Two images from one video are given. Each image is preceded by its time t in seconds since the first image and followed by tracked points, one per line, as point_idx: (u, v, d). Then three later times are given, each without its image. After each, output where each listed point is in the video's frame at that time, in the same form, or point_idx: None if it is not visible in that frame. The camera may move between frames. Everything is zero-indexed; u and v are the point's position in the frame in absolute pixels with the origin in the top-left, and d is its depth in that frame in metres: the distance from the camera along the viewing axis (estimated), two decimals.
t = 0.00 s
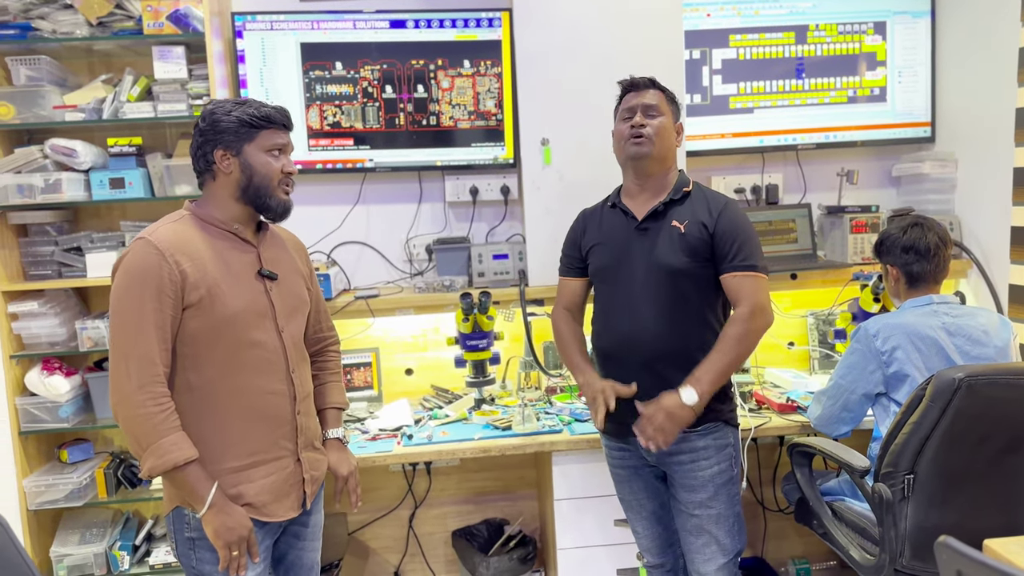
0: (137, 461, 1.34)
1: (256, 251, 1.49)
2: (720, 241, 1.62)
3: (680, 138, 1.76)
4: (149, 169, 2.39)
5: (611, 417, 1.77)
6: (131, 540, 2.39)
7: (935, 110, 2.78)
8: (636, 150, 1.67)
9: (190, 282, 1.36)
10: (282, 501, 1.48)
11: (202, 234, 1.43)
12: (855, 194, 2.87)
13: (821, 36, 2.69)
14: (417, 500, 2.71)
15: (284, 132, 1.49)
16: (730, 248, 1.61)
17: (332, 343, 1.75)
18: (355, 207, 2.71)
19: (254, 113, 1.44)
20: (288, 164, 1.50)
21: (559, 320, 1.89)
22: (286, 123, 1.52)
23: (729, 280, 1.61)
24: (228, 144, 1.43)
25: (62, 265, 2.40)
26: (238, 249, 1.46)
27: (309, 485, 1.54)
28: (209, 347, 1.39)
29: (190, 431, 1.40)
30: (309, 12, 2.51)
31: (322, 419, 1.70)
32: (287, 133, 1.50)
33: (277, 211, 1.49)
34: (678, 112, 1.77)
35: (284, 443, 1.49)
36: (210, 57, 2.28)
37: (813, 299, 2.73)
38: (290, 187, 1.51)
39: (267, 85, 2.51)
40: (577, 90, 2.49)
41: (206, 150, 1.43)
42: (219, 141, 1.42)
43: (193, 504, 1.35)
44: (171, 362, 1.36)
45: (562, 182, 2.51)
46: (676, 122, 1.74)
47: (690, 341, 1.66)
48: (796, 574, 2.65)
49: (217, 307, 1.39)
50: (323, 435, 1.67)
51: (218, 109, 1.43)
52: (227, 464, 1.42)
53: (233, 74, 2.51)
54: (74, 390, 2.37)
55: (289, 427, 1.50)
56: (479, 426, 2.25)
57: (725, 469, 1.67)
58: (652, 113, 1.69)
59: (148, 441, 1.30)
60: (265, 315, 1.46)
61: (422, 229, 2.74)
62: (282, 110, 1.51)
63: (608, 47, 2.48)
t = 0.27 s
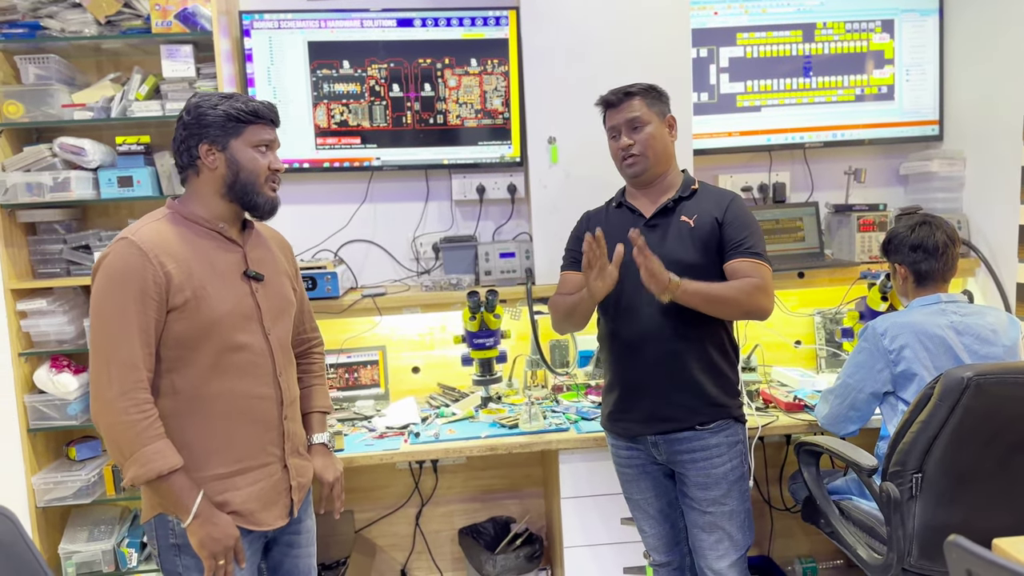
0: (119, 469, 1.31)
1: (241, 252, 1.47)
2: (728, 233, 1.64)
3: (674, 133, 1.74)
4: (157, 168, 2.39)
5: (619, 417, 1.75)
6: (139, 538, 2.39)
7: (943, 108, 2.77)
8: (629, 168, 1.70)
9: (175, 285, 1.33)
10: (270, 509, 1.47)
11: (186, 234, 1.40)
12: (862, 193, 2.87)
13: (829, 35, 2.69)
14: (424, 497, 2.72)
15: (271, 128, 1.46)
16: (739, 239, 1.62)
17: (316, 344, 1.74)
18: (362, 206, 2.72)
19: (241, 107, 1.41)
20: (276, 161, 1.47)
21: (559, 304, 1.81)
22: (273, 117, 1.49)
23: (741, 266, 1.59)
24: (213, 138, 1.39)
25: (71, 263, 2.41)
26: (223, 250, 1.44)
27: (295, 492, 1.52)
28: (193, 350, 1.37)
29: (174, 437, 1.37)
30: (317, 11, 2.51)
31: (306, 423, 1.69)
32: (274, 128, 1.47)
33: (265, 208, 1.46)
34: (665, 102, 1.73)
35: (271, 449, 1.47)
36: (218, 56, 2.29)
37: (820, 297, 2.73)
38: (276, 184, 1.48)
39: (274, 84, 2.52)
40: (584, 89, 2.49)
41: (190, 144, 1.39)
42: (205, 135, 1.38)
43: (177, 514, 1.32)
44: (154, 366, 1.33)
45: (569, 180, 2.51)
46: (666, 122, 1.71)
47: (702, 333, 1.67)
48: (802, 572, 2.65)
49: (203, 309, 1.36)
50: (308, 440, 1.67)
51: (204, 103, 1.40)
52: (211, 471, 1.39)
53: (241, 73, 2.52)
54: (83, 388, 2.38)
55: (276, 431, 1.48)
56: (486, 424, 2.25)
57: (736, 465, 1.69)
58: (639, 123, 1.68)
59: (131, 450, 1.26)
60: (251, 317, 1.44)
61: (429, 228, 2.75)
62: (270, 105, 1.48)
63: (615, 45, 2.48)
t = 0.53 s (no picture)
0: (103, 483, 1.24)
1: (227, 253, 1.40)
2: (735, 234, 1.64)
3: (669, 127, 1.73)
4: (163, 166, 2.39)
5: (625, 416, 1.75)
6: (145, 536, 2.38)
7: (951, 106, 2.75)
8: (625, 166, 1.70)
9: (160, 289, 1.27)
10: (260, 520, 1.40)
11: (171, 235, 1.33)
12: (870, 191, 2.85)
13: (837, 32, 2.67)
14: (429, 495, 2.72)
15: (258, 127, 1.40)
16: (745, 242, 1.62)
17: (299, 350, 1.68)
18: (368, 204, 2.72)
19: (227, 104, 1.35)
20: (262, 161, 1.40)
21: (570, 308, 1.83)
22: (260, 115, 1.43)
23: (749, 276, 1.62)
24: (197, 136, 1.32)
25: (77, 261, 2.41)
26: (208, 252, 1.37)
27: (285, 502, 1.45)
28: (178, 357, 1.30)
29: (160, 448, 1.31)
30: (323, 9, 2.51)
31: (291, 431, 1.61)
32: (261, 127, 1.41)
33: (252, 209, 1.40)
34: (660, 99, 1.72)
35: (260, 458, 1.41)
36: (224, 54, 2.29)
37: (827, 296, 2.72)
38: (262, 185, 1.42)
39: (280, 82, 2.52)
40: (590, 87, 2.48)
41: (172, 143, 1.32)
42: (188, 133, 1.32)
43: (166, 527, 1.25)
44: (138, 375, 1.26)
45: (575, 178, 2.51)
46: (659, 117, 1.70)
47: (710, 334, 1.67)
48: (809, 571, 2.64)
49: (190, 314, 1.29)
50: (296, 448, 1.59)
51: (188, 99, 1.33)
52: (198, 481, 1.33)
53: (247, 71, 2.51)
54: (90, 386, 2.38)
55: (265, 440, 1.41)
56: (492, 422, 2.25)
57: (742, 464, 1.69)
58: (630, 122, 1.68)
59: (116, 462, 1.20)
60: (238, 322, 1.37)
61: (435, 226, 2.75)
62: (256, 103, 1.42)
63: (622, 42, 2.47)
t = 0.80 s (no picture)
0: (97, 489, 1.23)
1: (219, 254, 1.39)
2: (746, 233, 1.63)
3: (670, 128, 1.69)
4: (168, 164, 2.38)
5: (636, 413, 1.75)
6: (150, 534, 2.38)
7: (959, 103, 2.74)
8: (624, 173, 1.69)
9: (152, 292, 1.25)
10: (257, 524, 1.39)
11: (162, 236, 1.32)
12: (877, 189, 2.84)
13: (844, 29, 2.66)
14: (435, 494, 2.71)
15: (248, 124, 1.38)
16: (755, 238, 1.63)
17: (293, 348, 1.67)
18: (373, 202, 2.71)
19: (216, 100, 1.32)
20: (252, 159, 1.38)
21: (578, 314, 1.92)
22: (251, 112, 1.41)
23: (763, 274, 1.65)
24: (186, 134, 1.30)
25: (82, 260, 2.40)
26: (200, 253, 1.36)
27: (283, 504, 1.45)
28: (171, 360, 1.29)
29: (155, 452, 1.30)
30: (328, 6, 2.50)
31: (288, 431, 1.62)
32: (252, 124, 1.39)
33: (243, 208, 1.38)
34: (658, 99, 1.69)
35: (256, 461, 1.40)
36: (230, 52, 2.28)
37: (835, 294, 2.71)
38: (253, 183, 1.40)
39: (285, 80, 2.51)
40: (596, 85, 2.47)
41: (162, 141, 1.30)
42: (177, 131, 1.30)
43: (163, 534, 1.25)
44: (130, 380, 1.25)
45: (580, 177, 2.50)
46: (658, 118, 1.67)
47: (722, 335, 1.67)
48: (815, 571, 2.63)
49: (183, 317, 1.28)
50: (290, 448, 1.59)
51: (177, 95, 1.31)
52: (194, 486, 1.32)
53: (252, 69, 2.51)
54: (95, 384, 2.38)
55: (261, 442, 1.41)
56: (498, 421, 2.24)
57: (752, 461, 1.68)
58: (628, 128, 1.66)
59: (110, 468, 1.19)
60: (231, 323, 1.36)
61: (440, 224, 2.74)
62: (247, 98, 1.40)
63: (628, 40, 2.46)
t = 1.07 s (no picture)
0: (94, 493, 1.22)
1: (216, 254, 1.38)
2: (752, 230, 1.62)
3: (673, 127, 1.68)
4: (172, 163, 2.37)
5: (645, 413, 1.75)
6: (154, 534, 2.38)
7: (966, 101, 2.72)
8: (626, 173, 1.68)
9: (148, 295, 1.24)
10: (258, 525, 1.38)
11: (158, 238, 1.31)
12: (884, 187, 2.83)
13: (850, 27, 2.65)
14: (439, 493, 2.71)
15: (242, 120, 1.37)
16: (761, 233, 1.61)
17: (292, 346, 1.66)
18: (378, 200, 2.70)
19: (210, 97, 1.31)
20: (247, 157, 1.37)
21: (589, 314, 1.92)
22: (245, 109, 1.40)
23: (769, 270, 1.63)
24: (179, 132, 1.29)
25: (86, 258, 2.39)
26: (197, 254, 1.34)
27: (284, 505, 1.44)
28: (169, 362, 1.28)
29: (153, 454, 1.29)
30: (332, 4, 2.49)
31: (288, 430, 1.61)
32: (246, 121, 1.38)
33: (237, 206, 1.37)
34: (662, 97, 1.67)
35: (257, 462, 1.39)
36: (234, 50, 2.27)
37: (841, 293, 2.70)
38: (247, 181, 1.39)
39: (289, 78, 2.51)
40: (601, 83, 2.46)
41: (154, 140, 1.29)
42: (170, 129, 1.28)
43: (162, 536, 1.25)
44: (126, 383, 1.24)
45: (585, 175, 2.49)
46: (662, 117, 1.65)
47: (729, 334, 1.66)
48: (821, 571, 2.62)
49: (180, 319, 1.27)
50: (291, 447, 1.58)
51: (168, 93, 1.29)
52: (195, 487, 1.31)
53: (256, 67, 2.50)
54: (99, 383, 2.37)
55: (261, 443, 1.40)
56: (503, 420, 2.23)
57: (759, 460, 1.66)
58: (632, 129, 1.65)
59: (107, 472, 1.18)
60: (230, 324, 1.35)
61: (445, 223, 2.73)
62: (242, 96, 1.38)
63: (633, 37, 2.45)
